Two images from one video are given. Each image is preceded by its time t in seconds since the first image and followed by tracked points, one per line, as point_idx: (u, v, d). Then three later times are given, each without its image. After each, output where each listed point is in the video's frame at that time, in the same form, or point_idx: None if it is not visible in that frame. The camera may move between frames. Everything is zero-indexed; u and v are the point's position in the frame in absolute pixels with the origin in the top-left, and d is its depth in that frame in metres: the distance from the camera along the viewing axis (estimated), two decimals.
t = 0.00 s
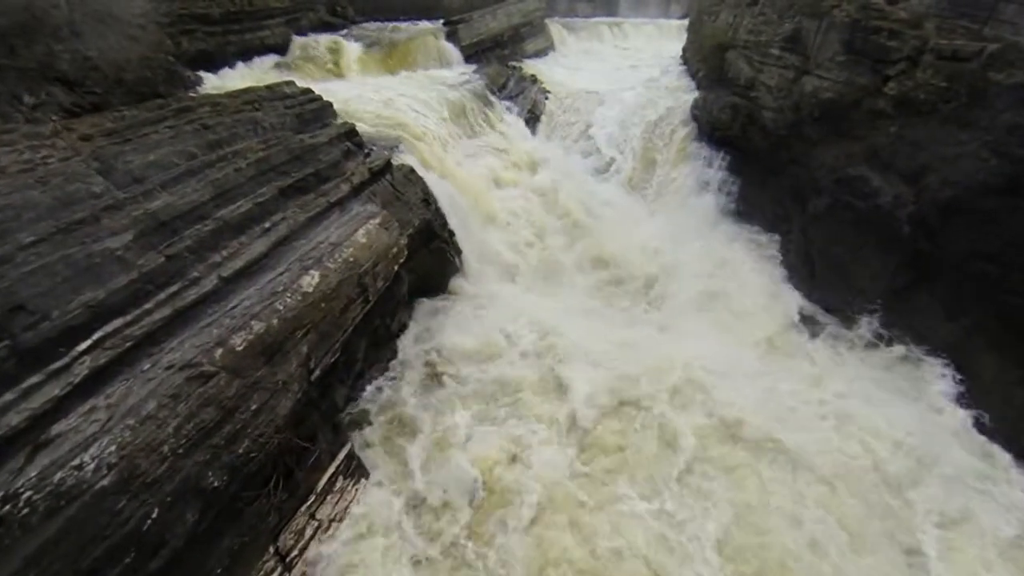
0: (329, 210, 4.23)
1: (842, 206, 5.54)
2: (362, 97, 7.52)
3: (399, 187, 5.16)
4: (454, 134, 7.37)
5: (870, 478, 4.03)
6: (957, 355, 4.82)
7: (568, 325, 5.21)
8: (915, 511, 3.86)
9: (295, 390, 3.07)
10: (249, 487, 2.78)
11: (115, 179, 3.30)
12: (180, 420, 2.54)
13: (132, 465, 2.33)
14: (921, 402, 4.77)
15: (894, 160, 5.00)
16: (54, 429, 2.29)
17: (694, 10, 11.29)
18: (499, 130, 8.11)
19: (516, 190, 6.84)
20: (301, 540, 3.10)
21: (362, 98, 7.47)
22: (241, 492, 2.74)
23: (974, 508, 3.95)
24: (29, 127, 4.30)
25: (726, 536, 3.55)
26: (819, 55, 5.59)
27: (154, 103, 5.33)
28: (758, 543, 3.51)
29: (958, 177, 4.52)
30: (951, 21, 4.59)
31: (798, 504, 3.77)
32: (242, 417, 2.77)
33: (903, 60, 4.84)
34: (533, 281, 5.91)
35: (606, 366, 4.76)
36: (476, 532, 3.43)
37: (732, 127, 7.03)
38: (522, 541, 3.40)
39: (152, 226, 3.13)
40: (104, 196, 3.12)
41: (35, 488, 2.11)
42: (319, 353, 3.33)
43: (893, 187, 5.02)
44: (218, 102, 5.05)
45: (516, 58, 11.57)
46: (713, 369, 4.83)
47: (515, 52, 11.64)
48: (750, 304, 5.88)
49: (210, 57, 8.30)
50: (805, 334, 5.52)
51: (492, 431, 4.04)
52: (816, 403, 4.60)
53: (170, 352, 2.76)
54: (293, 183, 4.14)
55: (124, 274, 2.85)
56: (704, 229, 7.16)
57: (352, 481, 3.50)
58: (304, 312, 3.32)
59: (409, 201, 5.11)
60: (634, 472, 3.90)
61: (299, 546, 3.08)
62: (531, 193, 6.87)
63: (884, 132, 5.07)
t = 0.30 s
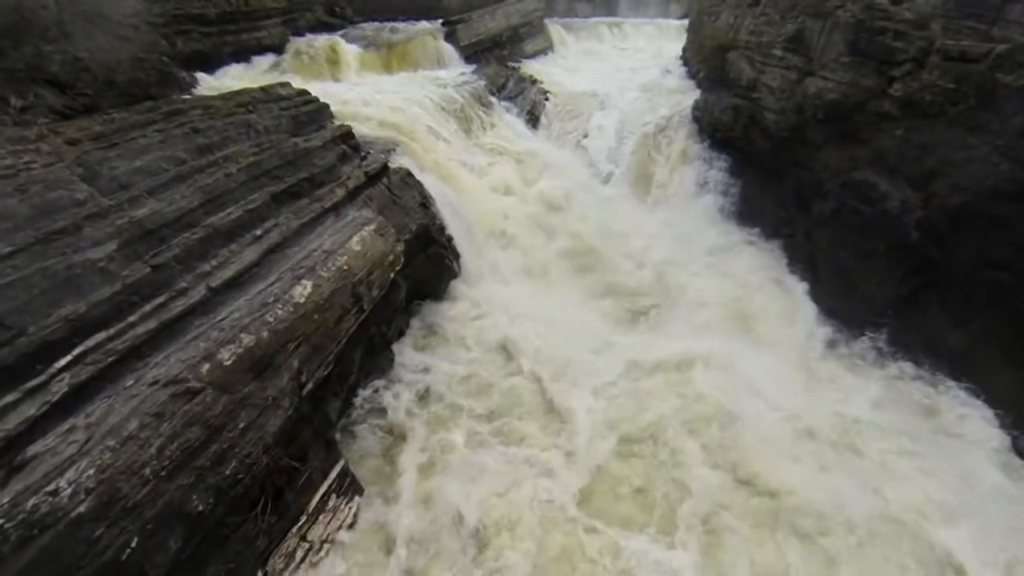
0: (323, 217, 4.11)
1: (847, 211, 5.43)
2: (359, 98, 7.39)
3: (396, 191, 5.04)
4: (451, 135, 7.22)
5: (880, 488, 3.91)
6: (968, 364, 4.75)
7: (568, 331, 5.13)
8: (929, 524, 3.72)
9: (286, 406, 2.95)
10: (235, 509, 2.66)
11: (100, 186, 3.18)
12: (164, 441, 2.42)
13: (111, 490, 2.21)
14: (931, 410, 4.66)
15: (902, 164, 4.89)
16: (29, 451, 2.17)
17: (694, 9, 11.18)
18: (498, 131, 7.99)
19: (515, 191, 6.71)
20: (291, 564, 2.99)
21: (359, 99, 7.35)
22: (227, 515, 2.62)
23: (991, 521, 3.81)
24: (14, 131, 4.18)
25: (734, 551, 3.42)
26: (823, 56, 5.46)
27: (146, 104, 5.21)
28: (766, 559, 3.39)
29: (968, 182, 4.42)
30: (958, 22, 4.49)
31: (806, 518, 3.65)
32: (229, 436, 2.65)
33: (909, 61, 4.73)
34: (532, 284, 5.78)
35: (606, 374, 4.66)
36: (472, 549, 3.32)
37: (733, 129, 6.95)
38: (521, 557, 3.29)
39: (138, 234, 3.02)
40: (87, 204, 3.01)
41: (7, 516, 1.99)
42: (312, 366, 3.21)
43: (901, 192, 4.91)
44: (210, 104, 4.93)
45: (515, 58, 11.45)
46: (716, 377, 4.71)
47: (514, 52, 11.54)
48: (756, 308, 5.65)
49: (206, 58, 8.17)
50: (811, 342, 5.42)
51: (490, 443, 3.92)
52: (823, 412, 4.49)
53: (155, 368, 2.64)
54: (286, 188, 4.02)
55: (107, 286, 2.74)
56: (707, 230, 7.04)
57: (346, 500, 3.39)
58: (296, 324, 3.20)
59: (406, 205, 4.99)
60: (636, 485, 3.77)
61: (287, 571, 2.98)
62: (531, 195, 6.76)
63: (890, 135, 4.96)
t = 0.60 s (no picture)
0: (316, 224, 3.99)
1: (851, 215, 5.33)
2: (354, 100, 7.28)
3: (391, 197, 4.91)
4: (448, 137, 7.10)
5: (884, 499, 3.84)
6: (977, 372, 4.65)
7: (567, 337, 5.03)
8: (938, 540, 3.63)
9: (274, 425, 2.82)
10: (221, 535, 2.53)
11: (81, 194, 3.07)
12: (144, 464, 2.29)
13: (87, 519, 2.09)
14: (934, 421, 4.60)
15: (906, 168, 4.78)
16: None
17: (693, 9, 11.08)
18: (496, 132, 7.89)
19: (513, 194, 6.61)
20: None
21: (354, 101, 7.23)
22: (211, 544, 2.48)
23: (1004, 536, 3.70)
24: None
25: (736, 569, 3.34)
26: (825, 57, 5.35)
27: (135, 108, 5.09)
28: None
29: (975, 186, 4.30)
30: (962, 22, 4.41)
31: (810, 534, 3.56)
32: (214, 457, 2.52)
33: (912, 62, 4.64)
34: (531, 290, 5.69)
35: (605, 383, 4.56)
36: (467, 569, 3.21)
37: (733, 130, 6.86)
38: None
39: (121, 245, 2.90)
40: (67, 214, 2.89)
41: None
42: (302, 381, 3.09)
43: (905, 196, 4.78)
44: (201, 108, 4.81)
45: (513, 59, 11.34)
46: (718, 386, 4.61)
47: (512, 53, 11.43)
48: (763, 315, 5.62)
49: (199, 59, 8.03)
50: (817, 349, 5.34)
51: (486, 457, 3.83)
52: (827, 423, 4.41)
53: (136, 386, 2.51)
54: (277, 195, 3.90)
55: (86, 299, 2.62)
56: (707, 233, 6.97)
57: (339, 520, 3.25)
58: (286, 337, 3.08)
59: (401, 211, 4.88)
60: (633, 498, 3.68)
61: None
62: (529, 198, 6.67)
63: (893, 137, 4.86)
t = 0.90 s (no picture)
0: (310, 231, 3.86)
1: (858, 219, 5.22)
2: (351, 101, 7.15)
3: (388, 201, 4.79)
4: (445, 138, 6.97)
5: (895, 514, 3.71)
6: (988, 383, 4.49)
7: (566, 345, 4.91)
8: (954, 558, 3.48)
9: (263, 444, 2.69)
10: (204, 563, 2.40)
11: (64, 202, 2.95)
12: (124, 490, 2.17)
13: (60, 550, 1.96)
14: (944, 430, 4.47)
15: (913, 171, 4.67)
16: None
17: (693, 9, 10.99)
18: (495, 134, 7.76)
19: (512, 197, 6.49)
20: None
21: (350, 102, 7.10)
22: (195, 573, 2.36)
23: None
24: None
25: None
26: (829, 58, 5.25)
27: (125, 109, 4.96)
28: None
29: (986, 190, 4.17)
30: (969, 23, 4.31)
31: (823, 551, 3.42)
32: (198, 480, 2.40)
33: (918, 63, 4.54)
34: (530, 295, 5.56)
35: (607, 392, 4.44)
36: None
37: (735, 132, 6.75)
38: None
39: (104, 254, 2.79)
40: (46, 223, 2.78)
41: None
42: (293, 397, 2.97)
43: (912, 201, 4.66)
44: (193, 110, 4.69)
45: (513, 59, 11.23)
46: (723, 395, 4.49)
47: (512, 53, 11.32)
48: (760, 323, 5.40)
49: (194, 59, 7.88)
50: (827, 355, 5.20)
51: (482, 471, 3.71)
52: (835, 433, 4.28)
53: (118, 405, 2.39)
54: (269, 201, 3.78)
55: (66, 313, 2.51)
56: (710, 236, 6.85)
57: (331, 542, 3.07)
58: (276, 351, 2.96)
59: (398, 215, 4.76)
60: (636, 515, 3.54)
61: None
62: (528, 202, 6.56)
63: (899, 140, 4.75)
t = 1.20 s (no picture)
0: (303, 238, 3.74)
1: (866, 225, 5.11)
2: (347, 102, 7.02)
3: (385, 206, 4.67)
4: (444, 140, 6.85)
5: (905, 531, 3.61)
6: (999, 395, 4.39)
7: (567, 352, 4.79)
8: None
9: (251, 466, 2.56)
10: None
11: (45, 210, 2.83)
12: (100, 519, 2.05)
13: None
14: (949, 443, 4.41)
15: (922, 177, 4.56)
16: None
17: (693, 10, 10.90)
18: (494, 135, 7.63)
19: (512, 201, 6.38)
20: None
21: (346, 103, 6.97)
22: None
23: None
24: None
25: None
26: (833, 60, 5.15)
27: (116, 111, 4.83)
28: None
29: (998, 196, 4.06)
30: (978, 25, 4.21)
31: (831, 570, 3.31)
32: (181, 507, 2.27)
33: (926, 66, 4.44)
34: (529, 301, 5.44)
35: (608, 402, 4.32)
36: None
37: (737, 134, 6.64)
38: None
39: (85, 266, 2.67)
40: (25, 232, 2.66)
41: None
42: (283, 415, 2.84)
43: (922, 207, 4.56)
44: (185, 112, 4.57)
45: (512, 60, 11.11)
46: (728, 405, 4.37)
47: (511, 54, 11.21)
48: (768, 329, 5.27)
49: (189, 60, 7.75)
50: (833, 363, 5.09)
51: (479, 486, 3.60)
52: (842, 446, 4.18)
53: (97, 426, 2.27)
54: (260, 208, 3.66)
55: (43, 328, 2.39)
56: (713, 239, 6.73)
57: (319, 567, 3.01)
58: (265, 367, 2.83)
59: (395, 221, 4.63)
60: (638, 534, 3.44)
61: None
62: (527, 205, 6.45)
63: (907, 144, 4.64)
